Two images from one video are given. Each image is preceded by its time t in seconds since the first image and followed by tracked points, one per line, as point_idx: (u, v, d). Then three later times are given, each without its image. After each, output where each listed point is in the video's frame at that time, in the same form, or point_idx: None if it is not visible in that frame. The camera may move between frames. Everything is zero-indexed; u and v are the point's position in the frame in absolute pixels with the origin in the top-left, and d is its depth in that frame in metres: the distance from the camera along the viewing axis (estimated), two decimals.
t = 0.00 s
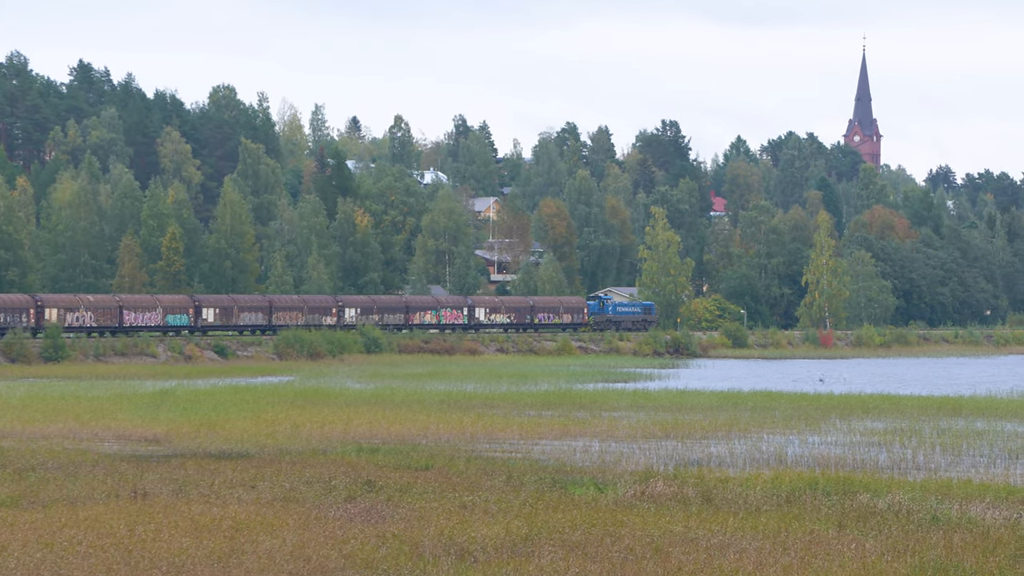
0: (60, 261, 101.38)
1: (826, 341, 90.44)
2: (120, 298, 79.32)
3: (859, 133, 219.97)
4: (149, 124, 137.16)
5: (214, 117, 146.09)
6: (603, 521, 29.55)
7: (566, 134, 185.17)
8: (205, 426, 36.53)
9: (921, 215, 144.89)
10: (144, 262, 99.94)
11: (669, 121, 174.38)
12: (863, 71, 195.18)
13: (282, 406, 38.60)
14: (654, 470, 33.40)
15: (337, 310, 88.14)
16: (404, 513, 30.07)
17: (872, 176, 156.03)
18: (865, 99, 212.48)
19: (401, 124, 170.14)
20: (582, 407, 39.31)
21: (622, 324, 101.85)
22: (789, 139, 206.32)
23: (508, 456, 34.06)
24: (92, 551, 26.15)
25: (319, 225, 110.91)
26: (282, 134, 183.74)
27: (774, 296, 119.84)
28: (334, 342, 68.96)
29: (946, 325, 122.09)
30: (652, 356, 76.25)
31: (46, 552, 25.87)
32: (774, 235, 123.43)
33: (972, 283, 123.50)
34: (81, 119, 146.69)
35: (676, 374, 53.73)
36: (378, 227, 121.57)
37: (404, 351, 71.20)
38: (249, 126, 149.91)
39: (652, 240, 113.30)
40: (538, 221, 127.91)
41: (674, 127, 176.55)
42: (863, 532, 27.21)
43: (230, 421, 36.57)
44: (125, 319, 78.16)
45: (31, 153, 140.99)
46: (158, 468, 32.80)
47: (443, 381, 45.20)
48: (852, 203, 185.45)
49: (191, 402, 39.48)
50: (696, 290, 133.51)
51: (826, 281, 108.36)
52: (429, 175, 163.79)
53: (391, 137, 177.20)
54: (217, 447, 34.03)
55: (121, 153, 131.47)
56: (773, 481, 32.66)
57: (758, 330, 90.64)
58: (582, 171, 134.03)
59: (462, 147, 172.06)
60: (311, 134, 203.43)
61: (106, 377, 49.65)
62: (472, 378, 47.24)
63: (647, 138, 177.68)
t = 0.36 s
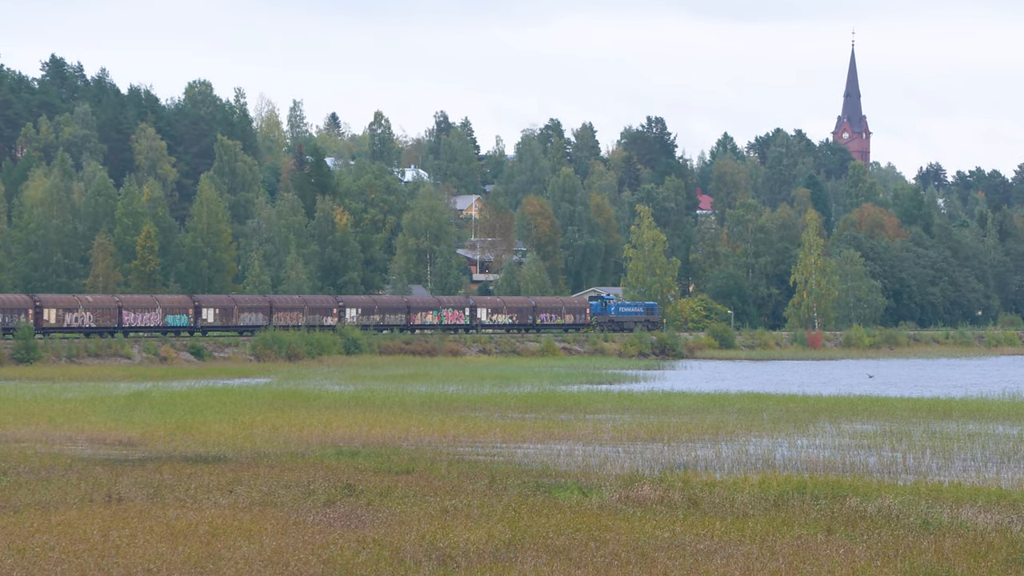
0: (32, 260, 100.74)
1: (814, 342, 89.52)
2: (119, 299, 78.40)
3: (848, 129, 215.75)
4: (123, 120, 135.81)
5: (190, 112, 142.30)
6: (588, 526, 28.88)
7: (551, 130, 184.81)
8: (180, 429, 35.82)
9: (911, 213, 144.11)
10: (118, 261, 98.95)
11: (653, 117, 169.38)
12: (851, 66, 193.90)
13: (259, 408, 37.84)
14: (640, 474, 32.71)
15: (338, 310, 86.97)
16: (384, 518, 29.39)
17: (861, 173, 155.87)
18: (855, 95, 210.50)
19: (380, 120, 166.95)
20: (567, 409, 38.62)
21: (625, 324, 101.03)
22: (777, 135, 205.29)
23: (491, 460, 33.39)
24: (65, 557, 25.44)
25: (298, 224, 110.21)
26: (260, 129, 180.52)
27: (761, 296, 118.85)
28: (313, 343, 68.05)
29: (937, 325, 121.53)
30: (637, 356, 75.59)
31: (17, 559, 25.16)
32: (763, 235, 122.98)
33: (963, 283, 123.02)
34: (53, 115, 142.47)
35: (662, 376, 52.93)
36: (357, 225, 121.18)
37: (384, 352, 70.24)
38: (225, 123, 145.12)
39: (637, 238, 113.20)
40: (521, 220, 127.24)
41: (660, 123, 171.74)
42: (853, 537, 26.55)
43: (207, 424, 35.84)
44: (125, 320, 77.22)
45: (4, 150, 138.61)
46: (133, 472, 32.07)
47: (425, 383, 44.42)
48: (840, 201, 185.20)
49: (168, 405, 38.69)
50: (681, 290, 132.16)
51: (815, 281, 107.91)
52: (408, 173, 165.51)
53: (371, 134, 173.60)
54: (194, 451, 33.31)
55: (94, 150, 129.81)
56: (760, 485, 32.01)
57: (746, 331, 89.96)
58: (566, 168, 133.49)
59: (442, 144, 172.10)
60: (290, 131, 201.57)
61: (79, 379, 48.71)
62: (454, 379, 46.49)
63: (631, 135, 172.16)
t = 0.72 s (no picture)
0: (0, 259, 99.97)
1: (797, 343, 88.94)
2: (115, 298, 77.40)
3: (833, 126, 214.36)
4: (93, 117, 134.51)
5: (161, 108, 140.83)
6: (567, 530, 28.24)
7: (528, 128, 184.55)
8: (151, 432, 35.13)
9: (897, 212, 143.78)
10: (88, 261, 97.80)
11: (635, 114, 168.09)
12: (837, 62, 193.21)
13: (232, 411, 37.17)
14: (621, 477, 32.08)
15: (335, 311, 86.30)
16: (360, 522, 28.72)
17: (846, 171, 154.89)
18: (839, 92, 209.44)
19: (357, 116, 165.00)
20: (547, 411, 37.96)
21: (623, 324, 100.41)
22: (760, 133, 205.03)
23: (469, 463, 32.72)
24: (32, 563, 24.72)
25: (271, 223, 107.59)
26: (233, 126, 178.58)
27: (745, 296, 117.83)
28: (288, 345, 67.12)
29: (923, 326, 120.73)
30: (618, 358, 74.76)
31: None
32: (746, 233, 122.52)
33: (949, 284, 122.57)
34: (21, 110, 141.32)
35: (644, 377, 52.29)
36: (333, 224, 120.12)
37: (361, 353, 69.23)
38: (197, 120, 144.23)
39: (618, 238, 112.91)
40: (501, 219, 125.87)
41: (642, 119, 169.75)
42: (837, 541, 25.90)
43: (178, 427, 35.16)
44: (120, 321, 76.26)
45: None
46: (103, 476, 31.37)
47: (401, 385, 43.69)
48: (824, 199, 185.02)
49: (140, 407, 37.94)
50: (664, 291, 131.55)
51: (799, 281, 107.58)
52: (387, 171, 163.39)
53: (348, 131, 172.64)
54: (165, 454, 32.64)
55: (63, 147, 128.32)
56: (744, 488, 31.41)
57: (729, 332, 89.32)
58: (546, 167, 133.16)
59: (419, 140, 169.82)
60: (264, 127, 200.19)
61: (47, 382, 47.82)
62: (431, 381, 45.81)
63: (612, 132, 171.17)
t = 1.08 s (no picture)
0: None
1: (786, 343, 88.35)
2: (115, 298, 76.20)
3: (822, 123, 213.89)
4: (67, 113, 132.65)
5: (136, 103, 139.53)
6: (552, 536, 27.60)
7: (513, 125, 183.27)
8: (128, 435, 34.44)
9: (888, 211, 143.51)
10: (62, 261, 96.96)
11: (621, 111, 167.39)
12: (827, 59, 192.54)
13: (209, 414, 36.48)
14: (607, 480, 31.45)
15: (337, 311, 85.48)
16: (340, 528, 28.06)
17: (836, 170, 154.17)
18: (830, 88, 208.55)
19: (337, 113, 162.30)
20: (532, 414, 37.28)
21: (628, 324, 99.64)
22: (749, 130, 204.79)
23: (452, 467, 32.06)
24: (4, 570, 24.03)
25: (250, 221, 107.07)
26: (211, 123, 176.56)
27: (733, 296, 117.07)
28: (267, 346, 66.03)
29: (914, 326, 119.93)
30: (604, 360, 74.02)
31: None
32: (734, 233, 121.63)
33: (941, 284, 121.87)
34: None
35: (631, 380, 51.64)
36: (312, 223, 118.11)
37: (341, 355, 68.21)
38: (174, 116, 143.07)
39: (604, 237, 112.45)
40: (484, 217, 125.44)
41: (628, 116, 168.88)
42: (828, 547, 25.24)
43: (155, 430, 34.48)
44: (120, 322, 75.32)
45: None
46: (78, 480, 30.66)
47: (383, 387, 43.00)
48: (814, 198, 183.94)
49: (115, 410, 37.21)
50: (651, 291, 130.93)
51: (788, 281, 107.02)
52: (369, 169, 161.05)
53: (327, 127, 167.49)
54: (142, 458, 31.98)
55: (36, 144, 126.44)
56: (731, 492, 30.79)
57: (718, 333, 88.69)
58: (531, 165, 130.81)
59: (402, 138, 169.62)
60: (243, 123, 198.26)
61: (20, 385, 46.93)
62: (414, 383, 45.09)
63: (598, 129, 170.26)
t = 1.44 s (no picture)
0: None
1: (773, 344, 87.76)
2: (113, 298, 75.32)
3: (810, 120, 214.05)
4: (37, 109, 130.75)
5: (110, 99, 138.37)
6: (534, 541, 26.95)
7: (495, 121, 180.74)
8: (102, 438, 33.71)
9: (876, 209, 142.68)
10: (33, 260, 96.16)
11: (605, 107, 166.37)
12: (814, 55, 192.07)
13: (184, 417, 35.78)
14: (590, 484, 30.81)
15: (337, 312, 84.96)
16: (319, 533, 27.38)
17: (823, 168, 153.85)
18: (817, 85, 208.98)
19: (314, 110, 160.27)
20: (513, 417, 36.64)
21: (630, 324, 99.01)
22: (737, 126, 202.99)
23: (432, 471, 31.40)
24: None
25: (226, 220, 105.97)
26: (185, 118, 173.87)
27: (719, 296, 116.11)
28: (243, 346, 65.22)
29: (903, 326, 119.35)
30: (588, 361, 73.55)
31: None
32: (720, 232, 119.65)
33: (931, 284, 121.14)
34: None
35: (614, 382, 51.03)
36: (290, 221, 118.06)
37: (319, 355, 67.55)
38: (148, 113, 141.03)
39: (588, 236, 111.70)
40: (465, 216, 122.96)
41: (611, 113, 167.71)
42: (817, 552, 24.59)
43: (129, 434, 33.77)
44: (118, 322, 74.40)
45: None
46: (50, 485, 29.92)
47: (361, 389, 42.33)
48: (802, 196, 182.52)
49: (88, 414, 36.44)
50: (636, 290, 130.12)
51: (775, 280, 106.45)
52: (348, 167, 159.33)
53: (305, 124, 166.74)
54: (115, 462, 31.28)
55: (7, 140, 124.59)
56: (717, 497, 30.16)
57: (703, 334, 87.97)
58: (512, 163, 130.10)
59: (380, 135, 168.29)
60: (219, 120, 196.59)
61: None
62: (393, 385, 44.37)
63: (581, 126, 169.48)
